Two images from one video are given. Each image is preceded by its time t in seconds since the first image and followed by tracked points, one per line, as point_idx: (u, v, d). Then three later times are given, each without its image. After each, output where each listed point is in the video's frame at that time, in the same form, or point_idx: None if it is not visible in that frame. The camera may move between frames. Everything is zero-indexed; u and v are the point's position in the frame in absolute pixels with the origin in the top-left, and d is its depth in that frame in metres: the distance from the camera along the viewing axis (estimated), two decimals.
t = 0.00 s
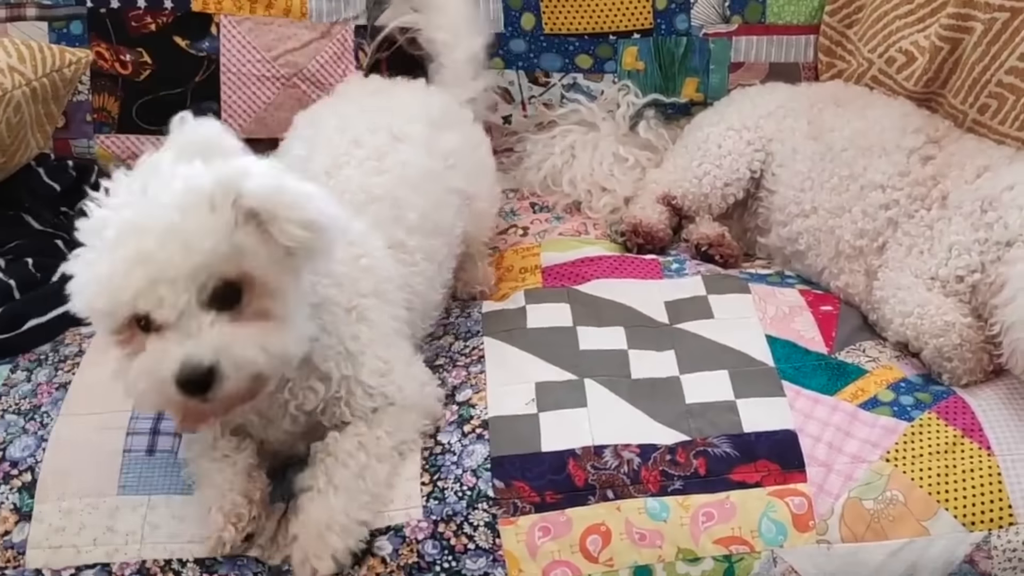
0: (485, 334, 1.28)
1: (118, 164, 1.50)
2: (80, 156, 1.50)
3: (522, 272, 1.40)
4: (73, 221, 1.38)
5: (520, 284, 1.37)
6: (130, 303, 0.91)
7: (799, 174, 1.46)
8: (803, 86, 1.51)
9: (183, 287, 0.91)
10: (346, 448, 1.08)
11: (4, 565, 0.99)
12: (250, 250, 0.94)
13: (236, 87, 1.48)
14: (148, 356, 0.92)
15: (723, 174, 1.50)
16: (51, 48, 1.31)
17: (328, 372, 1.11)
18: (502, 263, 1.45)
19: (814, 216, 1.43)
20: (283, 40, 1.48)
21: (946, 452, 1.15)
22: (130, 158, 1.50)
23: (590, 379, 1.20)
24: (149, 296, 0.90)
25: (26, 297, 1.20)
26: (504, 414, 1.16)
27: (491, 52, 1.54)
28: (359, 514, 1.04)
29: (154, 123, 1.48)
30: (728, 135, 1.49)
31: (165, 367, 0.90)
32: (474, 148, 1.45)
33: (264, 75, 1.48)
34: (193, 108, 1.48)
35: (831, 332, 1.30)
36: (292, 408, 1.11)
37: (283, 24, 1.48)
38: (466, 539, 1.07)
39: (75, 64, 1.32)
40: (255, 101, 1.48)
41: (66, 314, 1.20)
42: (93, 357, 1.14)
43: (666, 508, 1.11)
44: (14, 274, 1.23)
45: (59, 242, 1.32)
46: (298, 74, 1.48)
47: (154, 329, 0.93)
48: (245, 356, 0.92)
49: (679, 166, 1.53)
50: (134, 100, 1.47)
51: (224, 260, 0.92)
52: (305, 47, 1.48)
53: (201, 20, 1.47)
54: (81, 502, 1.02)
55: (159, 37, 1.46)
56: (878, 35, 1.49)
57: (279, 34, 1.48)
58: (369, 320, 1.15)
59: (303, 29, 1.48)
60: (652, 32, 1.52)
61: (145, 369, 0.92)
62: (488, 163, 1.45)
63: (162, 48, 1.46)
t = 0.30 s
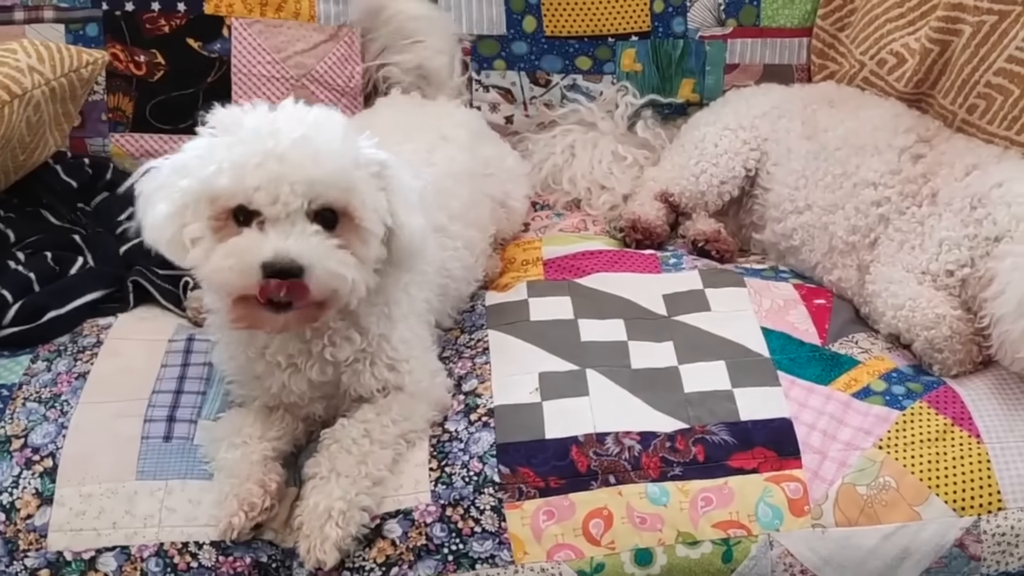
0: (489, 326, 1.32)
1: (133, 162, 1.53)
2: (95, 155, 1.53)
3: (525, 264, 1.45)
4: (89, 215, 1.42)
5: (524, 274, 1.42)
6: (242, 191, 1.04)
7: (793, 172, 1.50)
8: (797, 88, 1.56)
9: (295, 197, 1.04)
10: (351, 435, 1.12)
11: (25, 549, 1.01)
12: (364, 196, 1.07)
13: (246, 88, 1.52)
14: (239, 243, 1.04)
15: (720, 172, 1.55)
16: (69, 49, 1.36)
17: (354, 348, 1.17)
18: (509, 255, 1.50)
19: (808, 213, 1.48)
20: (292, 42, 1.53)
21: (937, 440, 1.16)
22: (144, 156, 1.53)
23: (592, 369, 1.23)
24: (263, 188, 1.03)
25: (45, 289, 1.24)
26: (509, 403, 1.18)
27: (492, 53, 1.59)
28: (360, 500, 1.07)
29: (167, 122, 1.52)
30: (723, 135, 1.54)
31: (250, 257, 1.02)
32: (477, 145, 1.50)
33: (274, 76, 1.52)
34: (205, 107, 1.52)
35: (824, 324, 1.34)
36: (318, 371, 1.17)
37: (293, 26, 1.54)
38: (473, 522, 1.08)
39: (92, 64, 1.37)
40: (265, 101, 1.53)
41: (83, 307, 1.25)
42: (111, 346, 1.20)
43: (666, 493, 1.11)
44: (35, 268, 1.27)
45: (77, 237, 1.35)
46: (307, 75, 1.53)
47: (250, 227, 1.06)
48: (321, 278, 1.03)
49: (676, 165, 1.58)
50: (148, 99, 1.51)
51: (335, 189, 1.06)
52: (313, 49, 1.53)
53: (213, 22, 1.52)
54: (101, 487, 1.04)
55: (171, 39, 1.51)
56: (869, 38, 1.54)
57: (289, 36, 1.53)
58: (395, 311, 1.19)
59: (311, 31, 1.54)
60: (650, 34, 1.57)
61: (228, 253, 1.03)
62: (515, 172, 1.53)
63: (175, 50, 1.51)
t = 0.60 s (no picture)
0: (497, 329, 1.35)
1: (151, 168, 1.59)
2: (115, 161, 1.59)
3: (530, 268, 1.49)
4: (108, 219, 1.47)
5: (529, 279, 1.46)
6: (290, 193, 1.09)
7: (791, 180, 1.54)
8: (795, 99, 1.60)
9: (340, 201, 1.09)
10: (365, 435, 1.15)
11: (48, 542, 1.04)
12: (402, 206, 1.13)
13: (261, 98, 1.57)
14: (286, 241, 1.08)
15: (720, 180, 1.59)
16: (91, 59, 1.41)
17: (381, 358, 1.21)
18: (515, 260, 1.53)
19: (805, 220, 1.51)
20: (305, 52, 1.57)
21: (931, 441, 1.19)
22: (161, 163, 1.59)
23: (596, 371, 1.26)
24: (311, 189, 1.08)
25: (67, 291, 1.29)
26: (516, 403, 1.21)
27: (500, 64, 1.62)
28: (372, 498, 1.10)
29: (183, 129, 1.58)
30: (723, 144, 1.58)
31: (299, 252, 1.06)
32: (484, 154, 1.54)
33: (288, 85, 1.57)
34: (221, 116, 1.57)
35: (822, 329, 1.38)
36: (344, 379, 1.20)
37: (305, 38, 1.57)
38: (481, 519, 1.10)
39: (112, 73, 1.41)
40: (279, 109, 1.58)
41: (103, 308, 1.29)
42: (131, 347, 1.23)
43: (668, 492, 1.14)
44: (57, 270, 1.32)
45: (96, 242, 1.40)
46: (319, 84, 1.58)
47: (294, 228, 1.11)
48: (361, 276, 1.07)
49: (677, 173, 1.62)
50: (166, 107, 1.57)
51: (377, 196, 1.11)
52: (326, 60, 1.57)
53: (229, 32, 1.56)
54: (121, 483, 1.08)
55: (190, 48, 1.55)
56: (866, 49, 1.58)
57: (303, 46, 1.57)
58: (405, 315, 1.22)
59: (324, 42, 1.57)
60: (652, 46, 1.61)
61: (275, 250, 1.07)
62: (509, 172, 1.56)
63: (193, 60, 1.56)
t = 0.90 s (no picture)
0: (490, 330, 1.38)
1: (153, 173, 1.62)
2: (118, 165, 1.62)
3: (522, 271, 1.51)
4: (111, 222, 1.50)
5: (521, 282, 1.48)
6: (291, 193, 1.11)
7: (778, 186, 1.58)
8: (782, 107, 1.64)
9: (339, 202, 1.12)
10: (360, 434, 1.18)
11: (52, 537, 1.07)
12: (400, 209, 1.15)
13: (261, 104, 1.60)
14: (285, 239, 1.11)
15: (708, 186, 1.62)
16: (95, 65, 1.43)
17: (379, 359, 1.24)
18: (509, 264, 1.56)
19: (791, 225, 1.55)
20: (305, 60, 1.60)
21: (914, 441, 1.21)
22: (163, 167, 1.62)
23: (587, 372, 1.29)
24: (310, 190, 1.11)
25: (71, 292, 1.32)
26: (508, 403, 1.23)
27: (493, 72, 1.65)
28: (367, 495, 1.12)
29: (185, 135, 1.60)
30: (712, 151, 1.62)
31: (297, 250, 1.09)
32: (478, 159, 1.57)
33: (288, 92, 1.60)
34: (221, 122, 1.60)
35: (807, 331, 1.41)
36: (343, 379, 1.23)
37: (304, 46, 1.59)
38: (474, 516, 1.13)
39: (116, 80, 1.44)
40: (279, 116, 1.60)
41: (105, 310, 1.32)
42: (133, 347, 1.26)
43: (657, 490, 1.16)
44: (61, 272, 1.35)
45: (100, 244, 1.43)
46: (318, 92, 1.61)
47: (293, 227, 1.13)
48: (361, 275, 1.10)
49: (667, 179, 1.65)
50: (168, 113, 1.60)
51: (376, 199, 1.14)
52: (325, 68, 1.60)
53: (230, 41, 1.58)
54: (122, 479, 1.10)
55: (192, 56, 1.58)
56: (851, 59, 1.61)
57: (302, 55, 1.60)
58: (400, 316, 1.25)
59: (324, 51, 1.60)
60: (643, 55, 1.65)
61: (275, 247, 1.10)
62: (501, 176, 1.59)
63: (195, 67, 1.58)
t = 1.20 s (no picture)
0: (483, 330, 1.40)
1: (152, 176, 1.64)
2: (118, 168, 1.65)
3: (514, 272, 1.54)
4: (112, 224, 1.53)
5: (513, 282, 1.51)
6: (291, 198, 1.14)
7: (764, 189, 1.61)
8: (769, 111, 1.67)
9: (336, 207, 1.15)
10: (356, 432, 1.20)
11: (52, 533, 1.08)
12: (398, 215, 1.17)
13: (258, 107, 1.63)
14: (285, 244, 1.12)
15: (697, 189, 1.65)
16: (96, 70, 1.45)
17: (375, 360, 1.26)
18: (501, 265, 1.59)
19: (778, 227, 1.58)
20: (301, 65, 1.62)
21: (899, 439, 1.23)
22: (163, 170, 1.64)
23: (578, 371, 1.31)
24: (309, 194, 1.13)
25: (72, 292, 1.34)
26: (500, 402, 1.26)
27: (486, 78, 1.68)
28: (361, 492, 1.14)
29: (184, 138, 1.63)
30: (700, 154, 1.65)
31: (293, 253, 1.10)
32: (471, 162, 1.59)
33: (284, 96, 1.63)
34: (220, 125, 1.63)
35: (794, 331, 1.43)
36: (340, 379, 1.25)
37: (302, 53, 1.62)
38: (466, 513, 1.15)
39: (116, 84, 1.46)
40: (274, 120, 1.64)
41: (106, 310, 1.34)
42: (133, 346, 1.28)
43: (646, 487, 1.18)
44: (63, 273, 1.37)
45: (100, 245, 1.45)
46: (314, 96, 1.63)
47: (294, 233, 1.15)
48: (359, 280, 1.12)
49: (656, 182, 1.67)
50: (167, 117, 1.62)
51: (375, 205, 1.16)
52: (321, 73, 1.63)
53: (229, 47, 1.60)
54: (121, 476, 1.12)
55: (191, 62, 1.60)
56: (837, 64, 1.64)
57: (299, 60, 1.62)
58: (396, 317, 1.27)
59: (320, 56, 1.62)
60: (633, 61, 1.67)
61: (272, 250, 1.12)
62: (493, 178, 1.61)
63: (194, 72, 1.60)
